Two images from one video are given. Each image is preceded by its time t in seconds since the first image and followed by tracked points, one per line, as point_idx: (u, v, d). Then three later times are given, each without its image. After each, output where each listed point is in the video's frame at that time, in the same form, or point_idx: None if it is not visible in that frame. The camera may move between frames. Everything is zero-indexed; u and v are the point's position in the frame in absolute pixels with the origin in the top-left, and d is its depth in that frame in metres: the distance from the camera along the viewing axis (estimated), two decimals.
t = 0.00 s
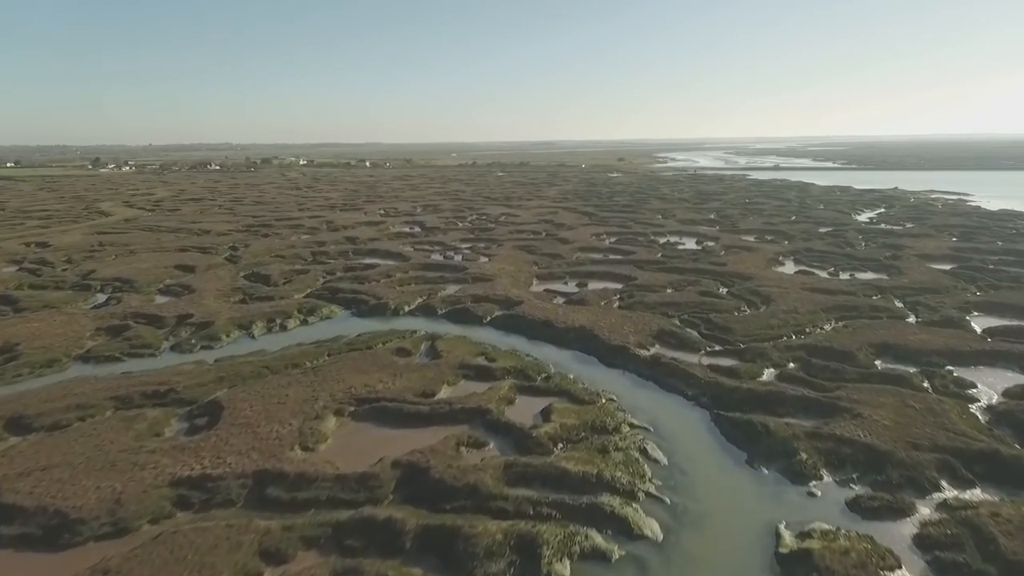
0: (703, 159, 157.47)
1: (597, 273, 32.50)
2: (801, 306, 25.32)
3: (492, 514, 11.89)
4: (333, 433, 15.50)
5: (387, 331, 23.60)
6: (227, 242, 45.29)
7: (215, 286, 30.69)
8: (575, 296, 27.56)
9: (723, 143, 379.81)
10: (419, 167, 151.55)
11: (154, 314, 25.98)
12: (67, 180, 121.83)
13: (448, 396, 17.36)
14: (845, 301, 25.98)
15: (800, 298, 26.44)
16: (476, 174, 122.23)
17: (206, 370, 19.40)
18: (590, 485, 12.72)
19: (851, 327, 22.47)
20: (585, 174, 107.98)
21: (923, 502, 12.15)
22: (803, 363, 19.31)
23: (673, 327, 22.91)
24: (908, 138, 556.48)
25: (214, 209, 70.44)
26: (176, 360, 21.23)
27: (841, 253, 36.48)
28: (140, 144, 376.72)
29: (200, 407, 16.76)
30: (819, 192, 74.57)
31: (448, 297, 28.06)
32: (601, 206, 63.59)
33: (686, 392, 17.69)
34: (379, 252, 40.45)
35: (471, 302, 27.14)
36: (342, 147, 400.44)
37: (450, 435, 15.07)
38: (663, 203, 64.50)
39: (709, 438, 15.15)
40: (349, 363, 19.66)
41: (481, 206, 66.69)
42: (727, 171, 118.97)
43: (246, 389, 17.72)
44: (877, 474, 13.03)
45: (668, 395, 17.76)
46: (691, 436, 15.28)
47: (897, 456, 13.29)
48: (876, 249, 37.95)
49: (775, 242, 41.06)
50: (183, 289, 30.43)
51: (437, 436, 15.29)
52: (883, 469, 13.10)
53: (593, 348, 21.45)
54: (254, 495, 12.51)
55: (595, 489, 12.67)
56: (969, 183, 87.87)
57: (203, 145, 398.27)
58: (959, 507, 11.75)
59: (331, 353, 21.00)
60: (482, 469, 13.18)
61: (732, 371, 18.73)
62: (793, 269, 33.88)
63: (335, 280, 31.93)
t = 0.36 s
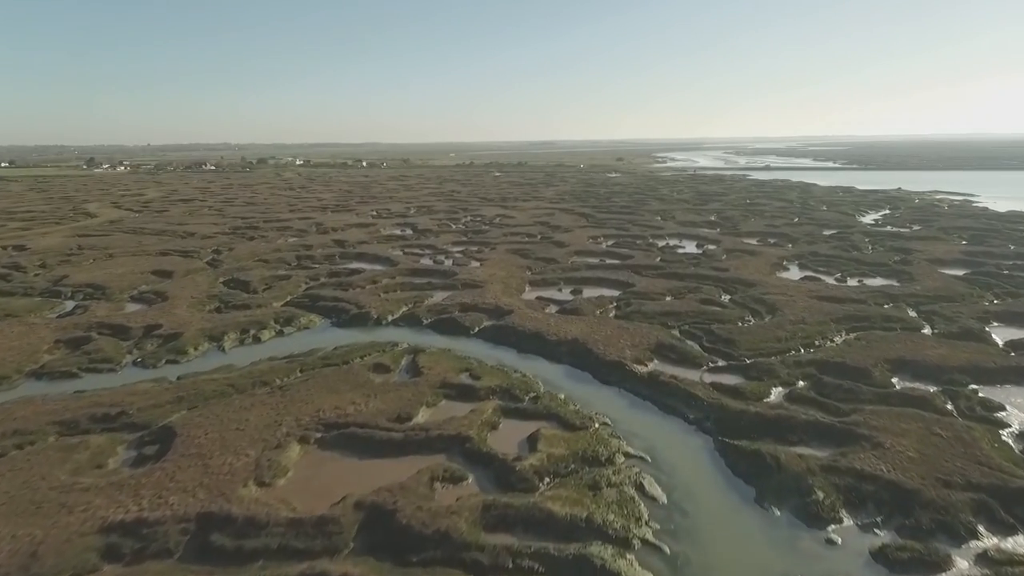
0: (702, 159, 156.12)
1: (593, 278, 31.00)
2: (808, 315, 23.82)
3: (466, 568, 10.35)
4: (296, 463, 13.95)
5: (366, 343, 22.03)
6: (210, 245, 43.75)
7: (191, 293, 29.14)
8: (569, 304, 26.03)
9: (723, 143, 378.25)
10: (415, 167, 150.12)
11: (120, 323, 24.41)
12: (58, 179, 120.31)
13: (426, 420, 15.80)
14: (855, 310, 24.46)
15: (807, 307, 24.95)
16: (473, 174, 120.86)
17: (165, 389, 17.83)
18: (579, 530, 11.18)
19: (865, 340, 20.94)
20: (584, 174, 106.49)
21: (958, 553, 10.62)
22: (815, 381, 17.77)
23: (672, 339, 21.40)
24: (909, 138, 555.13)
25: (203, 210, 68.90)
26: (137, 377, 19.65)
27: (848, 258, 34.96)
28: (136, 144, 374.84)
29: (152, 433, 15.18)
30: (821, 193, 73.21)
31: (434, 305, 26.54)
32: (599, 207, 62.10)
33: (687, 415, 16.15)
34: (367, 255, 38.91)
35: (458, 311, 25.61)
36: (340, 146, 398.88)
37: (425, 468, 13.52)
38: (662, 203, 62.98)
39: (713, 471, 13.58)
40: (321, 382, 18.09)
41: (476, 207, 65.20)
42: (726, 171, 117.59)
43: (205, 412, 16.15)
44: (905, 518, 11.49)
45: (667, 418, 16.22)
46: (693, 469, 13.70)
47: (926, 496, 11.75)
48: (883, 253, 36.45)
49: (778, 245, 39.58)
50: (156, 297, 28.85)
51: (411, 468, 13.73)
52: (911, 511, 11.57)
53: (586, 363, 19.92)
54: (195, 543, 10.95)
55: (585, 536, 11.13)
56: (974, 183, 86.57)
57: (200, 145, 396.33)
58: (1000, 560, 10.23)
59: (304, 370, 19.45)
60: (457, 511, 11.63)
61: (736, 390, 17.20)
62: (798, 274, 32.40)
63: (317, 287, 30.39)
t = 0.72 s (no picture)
0: (702, 159, 154.76)
1: (588, 284, 29.45)
2: (817, 326, 22.27)
3: None
4: (249, 502, 12.40)
5: (342, 359, 20.42)
6: (193, 249, 42.19)
7: (162, 302, 27.57)
8: (562, 314, 24.48)
9: (722, 142, 376.78)
10: (412, 167, 148.66)
11: (82, 334, 22.84)
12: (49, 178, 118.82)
13: (399, 450, 14.22)
14: (867, 321, 22.92)
15: (816, 317, 23.42)
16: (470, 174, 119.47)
17: (116, 411, 16.25)
18: None
19: (880, 355, 19.42)
20: (582, 175, 104.90)
21: None
22: (829, 404, 16.22)
23: (672, 355, 19.84)
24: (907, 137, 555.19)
25: (192, 211, 67.35)
26: (90, 397, 18.04)
27: (856, 263, 33.39)
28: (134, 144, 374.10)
29: (91, 465, 13.60)
30: (823, 193, 71.77)
31: (419, 315, 24.98)
32: (596, 208, 60.61)
33: (688, 444, 14.59)
34: (354, 260, 37.33)
35: (444, 322, 24.05)
36: (338, 146, 396.80)
37: (392, 510, 11.96)
38: (662, 205, 61.44)
39: (718, 514, 12.01)
40: (287, 404, 16.51)
41: (471, 208, 63.67)
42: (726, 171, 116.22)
43: (154, 440, 14.57)
44: None
45: (666, 447, 14.65)
46: (696, 510, 12.12)
47: (964, 549, 10.22)
48: (892, 258, 34.90)
49: (781, 249, 38.06)
50: (125, 306, 27.24)
51: (377, 508, 12.17)
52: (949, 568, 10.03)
53: (579, 382, 18.35)
54: None
55: None
56: (979, 184, 85.11)
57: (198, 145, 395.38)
58: None
59: (271, 390, 17.85)
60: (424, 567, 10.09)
61: (742, 414, 15.65)
62: (804, 280, 30.88)
63: (298, 294, 28.80)
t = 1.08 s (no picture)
0: (701, 159, 153.30)
1: (583, 292, 27.90)
2: (828, 340, 20.72)
3: None
4: (189, 552, 10.87)
5: (315, 378, 18.84)
6: (174, 253, 40.67)
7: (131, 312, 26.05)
8: (555, 326, 22.96)
9: (723, 142, 375.28)
10: (409, 167, 147.30)
11: (39, 348, 21.30)
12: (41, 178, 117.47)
13: (365, 489, 12.66)
14: (881, 334, 21.37)
15: (826, 329, 21.89)
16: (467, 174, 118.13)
17: (56, 440, 14.69)
18: None
19: (898, 374, 17.88)
20: (581, 175, 103.39)
21: None
22: (845, 432, 14.69)
23: (672, 374, 18.28)
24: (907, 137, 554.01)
25: (180, 213, 65.85)
26: (34, 423, 16.47)
27: (864, 269, 31.84)
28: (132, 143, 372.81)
29: (15, 507, 12.04)
30: (826, 194, 70.28)
31: (402, 327, 23.43)
32: (594, 210, 59.13)
33: (689, 481, 13.03)
34: (340, 265, 35.78)
35: (427, 335, 22.49)
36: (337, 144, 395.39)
37: (351, 566, 10.44)
38: (661, 207, 59.93)
39: (724, 570, 10.48)
40: (247, 432, 14.94)
41: (466, 210, 62.17)
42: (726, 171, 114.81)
43: (92, 475, 13.00)
44: None
45: (665, 484, 13.10)
46: (699, 567, 10.57)
47: None
48: (902, 263, 33.35)
49: (785, 253, 36.56)
50: (92, 316, 25.67)
51: (335, 563, 10.64)
52: None
53: (570, 405, 16.80)
54: None
55: None
56: (985, 185, 83.55)
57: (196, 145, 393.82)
58: None
59: (233, 416, 16.28)
60: None
61: (750, 444, 14.10)
62: (810, 288, 29.37)
63: (276, 303, 27.23)
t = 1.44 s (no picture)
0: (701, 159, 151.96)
1: (577, 302, 26.33)
2: (840, 358, 19.17)
3: None
4: None
5: (282, 401, 17.25)
6: (154, 258, 39.13)
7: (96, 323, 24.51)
8: (546, 341, 21.40)
9: (723, 142, 373.72)
10: (406, 168, 145.85)
11: None
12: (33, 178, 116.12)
13: (322, 540, 11.12)
14: (897, 351, 19.81)
15: (837, 345, 20.34)
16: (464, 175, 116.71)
17: None
18: None
19: (919, 398, 16.32)
20: (579, 176, 101.80)
21: None
22: (865, 468, 13.14)
23: (671, 397, 16.71)
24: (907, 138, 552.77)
25: (168, 215, 64.30)
26: None
27: (874, 276, 30.25)
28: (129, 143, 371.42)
29: None
30: (830, 196, 68.80)
31: (382, 341, 21.86)
32: (592, 212, 57.60)
33: (691, 529, 11.49)
34: (324, 272, 34.22)
35: (408, 351, 20.93)
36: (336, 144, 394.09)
37: None
38: (661, 209, 58.41)
39: None
40: (196, 467, 13.36)
41: (460, 212, 60.63)
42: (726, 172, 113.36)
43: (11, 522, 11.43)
44: None
45: (663, 532, 11.55)
46: None
47: None
48: (912, 270, 31.79)
49: (790, 259, 35.03)
50: (53, 329, 24.09)
51: None
52: None
53: (559, 433, 15.23)
54: None
55: None
56: (991, 186, 81.97)
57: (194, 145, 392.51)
58: None
59: (186, 446, 14.66)
60: None
61: (759, 483, 12.56)
62: (817, 297, 27.82)
63: (251, 314, 25.67)
